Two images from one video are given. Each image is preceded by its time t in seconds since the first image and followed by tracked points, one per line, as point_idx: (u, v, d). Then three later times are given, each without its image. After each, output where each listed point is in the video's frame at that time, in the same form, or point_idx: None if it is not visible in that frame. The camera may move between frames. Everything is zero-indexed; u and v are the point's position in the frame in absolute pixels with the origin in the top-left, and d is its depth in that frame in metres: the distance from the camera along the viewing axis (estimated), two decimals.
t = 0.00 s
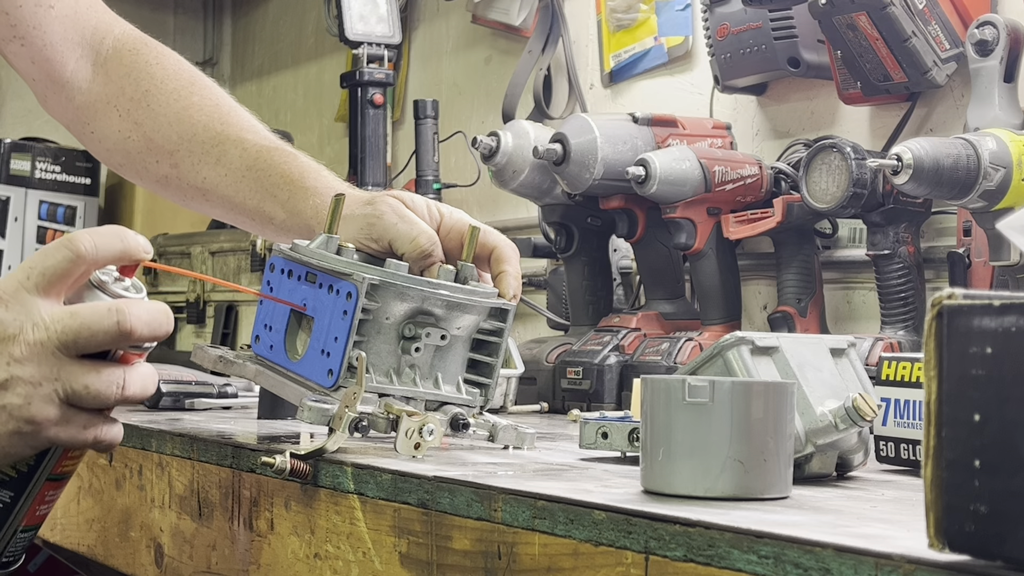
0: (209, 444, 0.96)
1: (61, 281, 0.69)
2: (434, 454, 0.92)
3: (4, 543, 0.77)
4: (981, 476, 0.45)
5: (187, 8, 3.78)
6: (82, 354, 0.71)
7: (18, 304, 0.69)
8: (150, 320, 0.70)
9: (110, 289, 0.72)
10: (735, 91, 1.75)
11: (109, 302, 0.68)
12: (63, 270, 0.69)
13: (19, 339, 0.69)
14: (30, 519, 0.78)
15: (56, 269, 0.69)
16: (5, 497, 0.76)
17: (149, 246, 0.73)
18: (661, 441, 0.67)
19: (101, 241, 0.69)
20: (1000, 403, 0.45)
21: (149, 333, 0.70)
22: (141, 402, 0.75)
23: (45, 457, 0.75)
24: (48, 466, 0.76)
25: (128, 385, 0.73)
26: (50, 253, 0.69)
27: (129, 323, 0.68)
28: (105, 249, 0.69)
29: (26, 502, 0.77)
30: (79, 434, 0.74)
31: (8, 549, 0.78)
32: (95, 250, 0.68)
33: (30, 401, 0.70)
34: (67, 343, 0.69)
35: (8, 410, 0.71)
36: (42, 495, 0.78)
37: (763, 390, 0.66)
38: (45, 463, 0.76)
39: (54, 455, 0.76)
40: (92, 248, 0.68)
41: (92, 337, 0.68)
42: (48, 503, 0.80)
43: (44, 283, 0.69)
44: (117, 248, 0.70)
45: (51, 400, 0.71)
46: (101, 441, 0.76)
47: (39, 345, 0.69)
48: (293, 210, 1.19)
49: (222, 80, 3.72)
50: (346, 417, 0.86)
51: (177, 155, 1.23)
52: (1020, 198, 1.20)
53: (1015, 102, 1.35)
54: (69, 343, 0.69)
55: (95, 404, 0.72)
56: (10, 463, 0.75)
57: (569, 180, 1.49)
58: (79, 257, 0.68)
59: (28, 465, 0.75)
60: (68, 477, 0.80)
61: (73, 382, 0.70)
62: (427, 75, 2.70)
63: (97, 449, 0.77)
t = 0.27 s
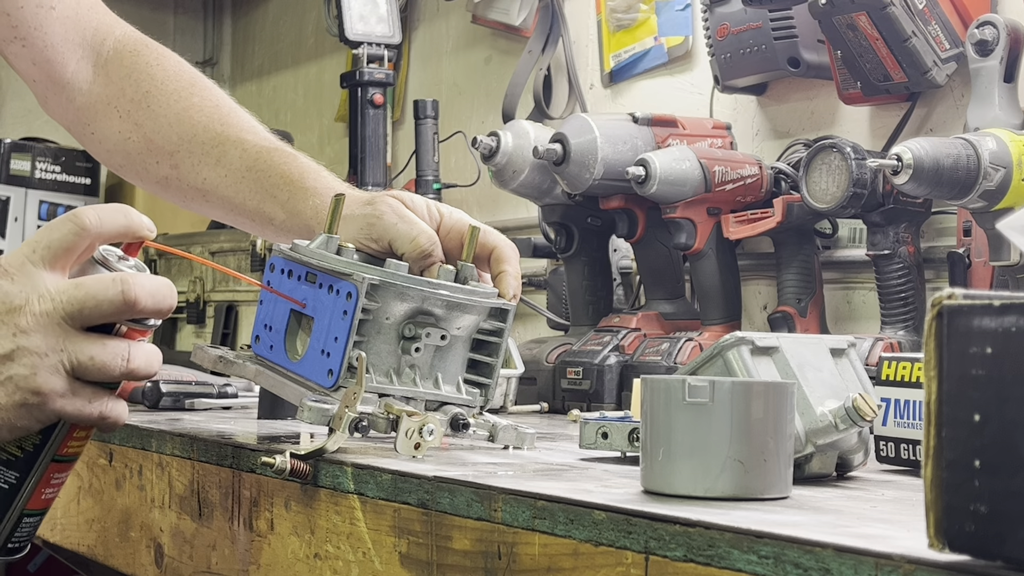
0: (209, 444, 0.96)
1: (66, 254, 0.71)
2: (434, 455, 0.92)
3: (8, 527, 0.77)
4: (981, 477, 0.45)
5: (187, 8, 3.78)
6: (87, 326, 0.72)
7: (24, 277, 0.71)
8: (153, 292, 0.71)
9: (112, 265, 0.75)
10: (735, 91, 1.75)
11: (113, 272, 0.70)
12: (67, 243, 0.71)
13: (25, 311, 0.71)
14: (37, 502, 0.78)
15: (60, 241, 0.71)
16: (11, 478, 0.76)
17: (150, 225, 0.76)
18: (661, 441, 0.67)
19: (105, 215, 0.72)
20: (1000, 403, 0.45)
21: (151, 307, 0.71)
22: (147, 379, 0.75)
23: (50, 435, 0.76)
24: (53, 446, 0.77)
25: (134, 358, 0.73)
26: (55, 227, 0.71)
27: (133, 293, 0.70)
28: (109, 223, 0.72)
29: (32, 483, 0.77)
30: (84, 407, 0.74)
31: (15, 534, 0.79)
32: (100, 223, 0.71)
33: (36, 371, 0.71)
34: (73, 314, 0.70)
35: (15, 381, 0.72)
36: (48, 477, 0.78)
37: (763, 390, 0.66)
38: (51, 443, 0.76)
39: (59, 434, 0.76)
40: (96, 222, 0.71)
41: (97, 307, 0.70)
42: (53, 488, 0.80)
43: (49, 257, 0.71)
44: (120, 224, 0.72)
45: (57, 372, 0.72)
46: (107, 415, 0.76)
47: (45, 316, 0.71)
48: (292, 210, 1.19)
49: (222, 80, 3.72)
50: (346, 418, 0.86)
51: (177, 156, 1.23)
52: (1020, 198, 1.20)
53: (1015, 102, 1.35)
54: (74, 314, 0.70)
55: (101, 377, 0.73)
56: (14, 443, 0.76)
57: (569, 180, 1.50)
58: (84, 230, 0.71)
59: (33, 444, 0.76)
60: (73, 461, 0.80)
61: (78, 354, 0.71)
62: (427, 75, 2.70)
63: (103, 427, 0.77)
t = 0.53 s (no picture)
0: (209, 444, 0.96)
1: (66, 284, 0.69)
2: (434, 455, 0.92)
3: (9, 543, 0.79)
4: (981, 476, 0.45)
5: (187, 8, 3.78)
6: (87, 359, 0.70)
7: (24, 308, 0.69)
8: (154, 325, 0.69)
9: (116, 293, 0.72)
10: (735, 91, 1.75)
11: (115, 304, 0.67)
12: (67, 275, 0.68)
13: (23, 343, 0.69)
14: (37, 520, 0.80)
15: (61, 272, 0.68)
16: (13, 499, 0.77)
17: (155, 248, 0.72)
18: (661, 441, 0.67)
19: (106, 244, 0.68)
20: (1000, 404, 0.45)
21: (154, 339, 0.69)
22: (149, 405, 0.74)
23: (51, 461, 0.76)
24: (53, 471, 0.77)
25: (134, 392, 0.72)
26: (56, 256, 0.68)
27: (133, 328, 0.67)
28: (111, 252, 0.68)
29: (33, 504, 0.78)
30: (83, 438, 0.73)
31: (15, 552, 0.80)
32: (101, 254, 0.68)
33: (34, 405, 0.70)
34: (71, 348, 0.68)
35: (12, 414, 0.71)
36: (49, 498, 0.79)
37: (763, 390, 0.66)
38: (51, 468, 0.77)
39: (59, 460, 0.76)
40: (96, 252, 0.68)
41: (97, 342, 0.68)
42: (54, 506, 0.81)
43: (49, 288, 0.69)
44: (123, 252, 0.69)
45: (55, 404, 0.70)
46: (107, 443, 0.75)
47: (43, 349, 0.69)
48: (292, 210, 1.19)
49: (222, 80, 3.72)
50: (346, 418, 0.86)
51: (177, 157, 1.23)
52: (1020, 198, 1.20)
53: (1015, 102, 1.35)
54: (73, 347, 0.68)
55: (101, 409, 0.71)
56: (16, 467, 0.76)
57: (569, 180, 1.50)
58: (85, 261, 0.68)
59: (34, 468, 0.76)
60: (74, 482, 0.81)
61: (77, 387, 0.70)
62: (427, 75, 2.70)
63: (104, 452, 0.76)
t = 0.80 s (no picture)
0: (209, 444, 0.96)
1: (72, 286, 0.72)
2: (434, 455, 0.92)
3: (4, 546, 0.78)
4: (981, 476, 0.45)
5: (187, 7, 3.78)
6: (91, 360, 0.71)
7: (30, 308, 0.71)
8: (158, 327, 0.71)
9: (120, 297, 0.75)
10: (735, 91, 1.75)
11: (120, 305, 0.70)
12: (74, 275, 0.71)
13: (28, 341, 0.71)
14: (31, 525, 0.79)
15: (68, 273, 0.71)
16: (7, 501, 0.76)
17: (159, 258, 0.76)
18: (661, 441, 0.67)
19: (114, 247, 0.72)
20: (1000, 404, 0.45)
21: (156, 343, 0.71)
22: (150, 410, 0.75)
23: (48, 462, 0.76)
24: (50, 472, 0.76)
25: (137, 392, 0.73)
26: (64, 258, 0.72)
27: (138, 327, 0.70)
28: (117, 256, 0.73)
29: (29, 506, 0.77)
30: (84, 439, 0.74)
31: (8, 556, 0.79)
32: (107, 256, 0.72)
33: (38, 403, 0.71)
34: (76, 347, 0.70)
35: (15, 413, 0.71)
36: (45, 502, 0.78)
37: (763, 390, 0.66)
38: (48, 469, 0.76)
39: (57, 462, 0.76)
40: (104, 253, 0.72)
41: (102, 341, 0.70)
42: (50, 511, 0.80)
43: (55, 288, 0.71)
44: (128, 257, 0.73)
45: (58, 404, 0.72)
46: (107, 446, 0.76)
47: (48, 348, 0.70)
48: (290, 214, 1.19)
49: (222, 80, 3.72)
50: (346, 418, 0.86)
51: (177, 171, 1.24)
52: (1020, 198, 1.20)
53: (1015, 102, 1.35)
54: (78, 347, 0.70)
55: (103, 410, 0.73)
56: (11, 470, 0.75)
57: (569, 180, 1.50)
58: (92, 262, 0.71)
59: (30, 471, 0.76)
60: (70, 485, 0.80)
61: (81, 387, 0.71)
62: (427, 75, 2.70)
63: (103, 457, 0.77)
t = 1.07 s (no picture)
0: (209, 444, 0.96)
1: (77, 272, 0.72)
2: (434, 455, 0.92)
3: (7, 542, 0.77)
4: (981, 476, 0.45)
5: (187, 7, 3.78)
6: (95, 345, 0.71)
7: (33, 293, 0.72)
8: (162, 312, 0.71)
9: (125, 286, 0.74)
10: (735, 91, 1.75)
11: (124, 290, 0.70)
12: (79, 261, 0.72)
13: (32, 325, 0.71)
14: (34, 522, 0.78)
15: (73, 258, 0.72)
16: (11, 495, 0.76)
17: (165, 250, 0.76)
18: (661, 441, 0.67)
19: (119, 235, 0.73)
20: (1000, 404, 0.45)
21: (161, 328, 0.71)
22: (155, 401, 0.75)
23: (54, 452, 0.76)
24: (53, 467, 0.76)
25: (142, 377, 0.73)
26: (68, 243, 0.72)
27: (142, 312, 0.69)
28: (123, 244, 0.73)
29: (31, 501, 0.76)
30: (89, 425, 0.73)
31: (10, 553, 0.78)
32: (113, 242, 0.72)
33: (41, 388, 0.71)
34: (79, 331, 0.70)
35: (19, 398, 0.72)
36: (48, 497, 0.77)
37: (763, 390, 0.66)
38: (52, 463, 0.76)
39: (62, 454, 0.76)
40: (110, 239, 0.72)
41: (105, 325, 0.70)
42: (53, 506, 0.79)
43: (59, 274, 0.72)
44: (134, 245, 0.73)
45: (63, 389, 0.72)
46: (114, 434, 0.75)
47: (51, 332, 0.71)
48: (288, 220, 1.19)
49: (223, 80, 3.72)
50: (346, 418, 0.86)
51: (181, 189, 1.26)
52: (1020, 198, 1.20)
53: (1015, 102, 1.35)
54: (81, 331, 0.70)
55: (107, 396, 0.72)
56: (17, 461, 0.75)
57: (569, 180, 1.50)
58: (97, 248, 0.72)
59: (34, 464, 0.75)
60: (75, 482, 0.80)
61: (85, 371, 0.71)
62: (427, 74, 2.70)
63: (110, 447, 0.77)
